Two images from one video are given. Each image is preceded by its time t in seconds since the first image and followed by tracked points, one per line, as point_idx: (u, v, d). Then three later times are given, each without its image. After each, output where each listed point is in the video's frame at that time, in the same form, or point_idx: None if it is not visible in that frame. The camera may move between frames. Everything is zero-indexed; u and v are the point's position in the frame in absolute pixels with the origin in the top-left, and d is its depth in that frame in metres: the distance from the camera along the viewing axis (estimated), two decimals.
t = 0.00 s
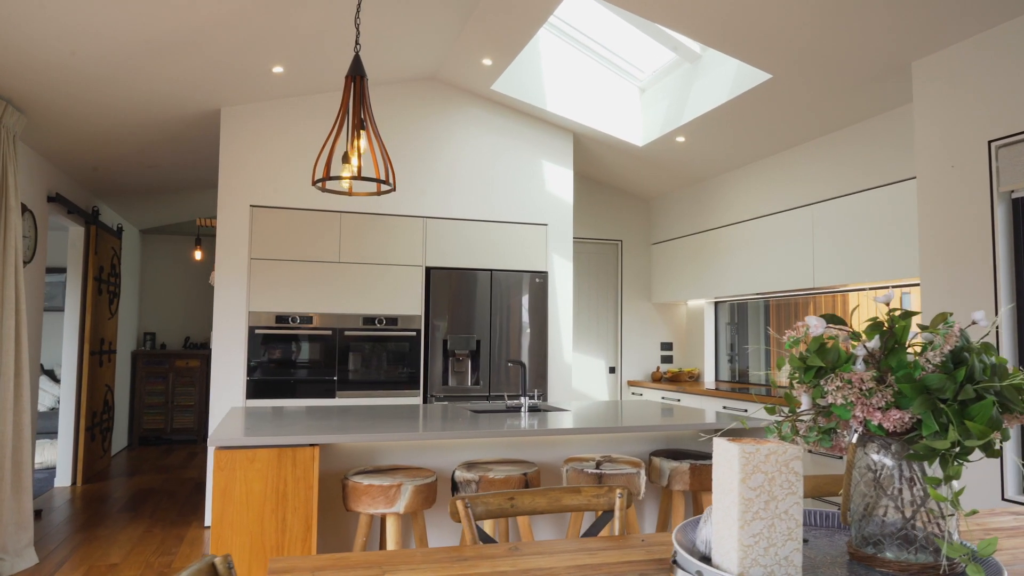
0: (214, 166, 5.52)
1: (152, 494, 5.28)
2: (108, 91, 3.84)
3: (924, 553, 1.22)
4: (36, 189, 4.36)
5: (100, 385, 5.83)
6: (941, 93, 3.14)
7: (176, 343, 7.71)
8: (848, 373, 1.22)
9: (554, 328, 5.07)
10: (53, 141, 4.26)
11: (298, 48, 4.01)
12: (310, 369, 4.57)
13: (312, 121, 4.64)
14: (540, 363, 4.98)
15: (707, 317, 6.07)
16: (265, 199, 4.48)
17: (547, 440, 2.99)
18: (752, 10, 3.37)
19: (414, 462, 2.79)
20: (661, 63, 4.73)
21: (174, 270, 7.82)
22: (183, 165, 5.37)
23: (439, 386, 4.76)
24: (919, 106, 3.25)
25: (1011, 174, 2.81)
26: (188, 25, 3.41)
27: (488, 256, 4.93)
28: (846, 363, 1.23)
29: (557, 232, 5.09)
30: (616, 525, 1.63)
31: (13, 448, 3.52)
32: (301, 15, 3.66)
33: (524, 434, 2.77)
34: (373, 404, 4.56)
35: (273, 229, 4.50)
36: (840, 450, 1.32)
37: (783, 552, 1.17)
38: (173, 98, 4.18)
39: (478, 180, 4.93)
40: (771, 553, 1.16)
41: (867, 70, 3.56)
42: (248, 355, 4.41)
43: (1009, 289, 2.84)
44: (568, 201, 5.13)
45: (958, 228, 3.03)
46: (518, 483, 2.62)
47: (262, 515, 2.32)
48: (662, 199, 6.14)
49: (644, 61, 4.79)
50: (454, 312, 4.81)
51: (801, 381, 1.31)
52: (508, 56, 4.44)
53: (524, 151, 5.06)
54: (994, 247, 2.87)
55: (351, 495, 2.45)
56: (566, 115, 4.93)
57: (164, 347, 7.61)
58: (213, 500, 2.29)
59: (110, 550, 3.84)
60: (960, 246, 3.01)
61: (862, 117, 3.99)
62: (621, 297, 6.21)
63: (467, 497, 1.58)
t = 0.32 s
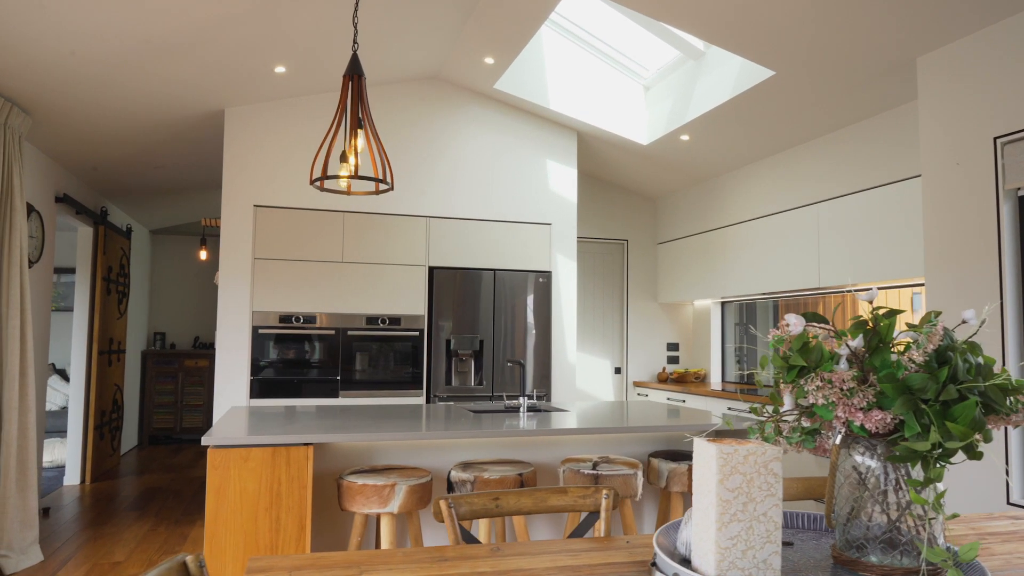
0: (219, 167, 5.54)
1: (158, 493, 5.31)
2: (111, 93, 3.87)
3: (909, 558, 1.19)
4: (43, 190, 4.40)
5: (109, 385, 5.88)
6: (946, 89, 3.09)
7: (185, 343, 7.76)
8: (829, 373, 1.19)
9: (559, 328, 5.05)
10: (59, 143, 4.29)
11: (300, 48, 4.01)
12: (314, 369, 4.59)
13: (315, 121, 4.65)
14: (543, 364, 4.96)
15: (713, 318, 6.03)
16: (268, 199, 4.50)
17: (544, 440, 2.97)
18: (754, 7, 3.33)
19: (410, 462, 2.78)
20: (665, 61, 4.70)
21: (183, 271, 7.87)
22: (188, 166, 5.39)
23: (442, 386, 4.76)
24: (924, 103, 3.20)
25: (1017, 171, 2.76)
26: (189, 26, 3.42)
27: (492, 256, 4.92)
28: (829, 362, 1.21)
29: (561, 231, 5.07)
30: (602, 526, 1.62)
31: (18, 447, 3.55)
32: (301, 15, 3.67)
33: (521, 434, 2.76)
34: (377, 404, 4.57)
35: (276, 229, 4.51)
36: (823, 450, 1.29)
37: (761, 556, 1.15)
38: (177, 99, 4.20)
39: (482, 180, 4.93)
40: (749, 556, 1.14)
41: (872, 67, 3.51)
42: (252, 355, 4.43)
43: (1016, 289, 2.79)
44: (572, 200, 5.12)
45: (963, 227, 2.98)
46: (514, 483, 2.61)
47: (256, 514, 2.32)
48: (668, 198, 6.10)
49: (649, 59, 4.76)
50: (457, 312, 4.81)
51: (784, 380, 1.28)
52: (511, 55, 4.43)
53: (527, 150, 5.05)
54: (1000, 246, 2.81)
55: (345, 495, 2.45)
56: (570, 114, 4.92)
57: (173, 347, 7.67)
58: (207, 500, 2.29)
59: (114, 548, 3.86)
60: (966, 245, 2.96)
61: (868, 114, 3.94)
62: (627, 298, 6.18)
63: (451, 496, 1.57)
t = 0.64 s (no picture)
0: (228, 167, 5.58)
1: (169, 491, 5.36)
2: (117, 95, 3.90)
3: (890, 563, 1.16)
4: (53, 192, 4.45)
5: (122, 384, 5.94)
6: (954, 83, 3.02)
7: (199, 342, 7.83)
8: (807, 373, 1.16)
9: (566, 328, 5.02)
10: (68, 146, 4.34)
11: (303, 49, 4.02)
12: (320, 368, 4.61)
13: (320, 122, 4.66)
14: (550, 363, 4.94)
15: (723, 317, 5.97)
16: (274, 200, 4.52)
17: (544, 441, 2.95)
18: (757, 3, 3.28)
19: (407, 462, 2.77)
20: (671, 58, 4.66)
21: (195, 271, 7.94)
22: (197, 167, 5.43)
23: (448, 386, 4.76)
24: (932, 98, 3.13)
25: None
26: (190, 29, 3.44)
27: (498, 256, 4.91)
28: (809, 363, 1.17)
29: (568, 231, 5.05)
30: (587, 528, 1.60)
31: (26, 446, 3.59)
32: (303, 17, 3.67)
33: (519, 435, 2.74)
34: (382, 404, 4.57)
35: (282, 229, 4.53)
36: (804, 452, 1.26)
37: (736, 560, 1.12)
38: (182, 101, 4.22)
39: (487, 179, 4.92)
40: (724, 560, 1.12)
41: (879, 63, 3.45)
42: (258, 354, 4.45)
43: None
44: (579, 200, 5.09)
45: (971, 225, 2.91)
46: (510, 483, 2.60)
47: (250, 514, 2.33)
48: (677, 197, 6.05)
49: (655, 56, 4.72)
50: (463, 311, 4.80)
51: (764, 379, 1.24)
52: (515, 55, 4.40)
53: (533, 149, 5.03)
54: (1008, 244, 2.75)
55: (341, 494, 2.45)
56: (576, 113, 4.90)
57: (187, 347, 7.74)
58: (202, 499, 2.30)
59: (121, 546, 3.90)
60: (974, 243, 2.90)
61: (876, 110, 3.87)
62: (636, 297, 6.14)
63: (433, 498, 1.56)
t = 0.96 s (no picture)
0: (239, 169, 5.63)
1: (182, 489, 5.42)
2: (126, 99, 3.95)
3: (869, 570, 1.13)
4: (66, 195, 4.53)
5: (137, 384, 6.02)
6: (963, 79, 2.96)
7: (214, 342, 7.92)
8: (782, 375, 1.13)
9: (574, 328, 5.00)
10: (80, 149, 4.41)
11: (308, 51, 4.04)
12: (328, 368, 4.64)
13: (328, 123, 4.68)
14: (558, 364, 4.93)
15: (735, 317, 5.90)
16: (282, 201, 4.55)
17: (543, 441, 2.94)
18: None
19: (406, 462, 2.78)
20: (679, 56, 4.62)
21: (211, 272, 8.03)
22: (209, 169, 5.49)
23: (455, 386, 4.76)
24: (941, 93, 3.06)
25: None
26: (194, 32, 3.46)
27: (505, 256, 4.90)
28: (786, 365, 1.14)
29: (576, 230, 5.03)
30: (570, 530, 1.58)
31: (37, 444, 3.65)
32: (306, 18, 3.69)
33: (517, 435, 2.73)
34: (390, 404, 4.59)
35: (290, 230, 4.56)
36: (781, 455, 1.25)
37: (707, 565, 1.10)
38: (190, 104, 4.27)
39: (494, 179, 4.91)
40: (695, 566, 1.10)
41: (887, 58, 3.39)
42: (267, 354, 4.49)
43: None
44: (587, 199, 5.06)
45: (980, 222, 2.85)
46: (507, 485, 2.59)
47: (246, 513, 2.34)
48: (688, 197, 5.99)
49: (662, 55, 4.69)
50: (471, 312, 4.81)
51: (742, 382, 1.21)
52: (520, 54, 4.39)
53: (541, 149, 5.02)
54: (1018, 242, 2.68)
55: (338, 495, 2.46)
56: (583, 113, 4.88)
57: (202, 347, 7.83)
58: (199, 497, 2.32)
59: (130, 545, 3.95)
60: (983, 241, 2.83)
61: (886, 107, 3.80)
62: (647, 297, 6.11)
63: (415, 499, 1.55)
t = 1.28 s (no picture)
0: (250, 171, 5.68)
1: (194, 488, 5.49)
2: (135, 103, 4.01)
3: None
4: (80, 198, 4.60)
5: (152, 383, 6.10)
6: (972, 74, 2.89)
7: (230, 342, 8.00)
8: (751, 378, 1.11)
9: (582, 328, 4.98)
10: (92, 153, 4.47)
11: (313, 54, 4.05)
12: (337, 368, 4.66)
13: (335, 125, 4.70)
14: (565, 364, 4.91)
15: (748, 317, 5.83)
16: (290, 203, 4.58)
17: (543, 442, 2.93)
18: None
19: (405, 463, 2.78)
20: (687, 54, 4.58)
21: (226, 273, 8.11)
22: (220, 171, 5.55)
23: (463, 387, 4.76)
24: (950, 89, 3.00)
25: None
26: (198, 37, 3.49)
27: (513, 256, 4.89)
28: (757, 368, 1.13)
29: (584, 229, 5.00)
30: (552, 533, 1.57)
31: (49, 443, 3.72)
32: (310, 21, 3.70)
33: (516, 436, 2.72)
34: (397, 404, 4.60)
35: (298, 231, 4.59)
36: (757, 458, 1.23)
37: (675, 569, 1.09)
38: (198, 107, 4.31)
39: (500, 179, 4.91)
40: (662, 570, 1.09)
41: (895, 54, 3.32)
42: (276, 355, 4.52)
43: None
44: (595, 199, 5.04)
45: (990, 221, 2.78)
46: (504, 486, 2.58)
47: (244, 512, 2.36)
48: (700, 196, 5.94)
49: (670, 52, 4.65)
50: (479, 312, 4.80)
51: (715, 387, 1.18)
52: (526, 54, 4.37)
53: (549, 149, 5.01)
54: None
55: (335, 495, 2.47)
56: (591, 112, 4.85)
57: (218, 347, 7.92)
58: (196, 496, 2.35)
59: (141, 543, 4.02)
60: (994, 240, 2.76)
61: (897, 103, 3.73)
62: (657, 296, 6.07)
63: (396, 500, 1.55)
